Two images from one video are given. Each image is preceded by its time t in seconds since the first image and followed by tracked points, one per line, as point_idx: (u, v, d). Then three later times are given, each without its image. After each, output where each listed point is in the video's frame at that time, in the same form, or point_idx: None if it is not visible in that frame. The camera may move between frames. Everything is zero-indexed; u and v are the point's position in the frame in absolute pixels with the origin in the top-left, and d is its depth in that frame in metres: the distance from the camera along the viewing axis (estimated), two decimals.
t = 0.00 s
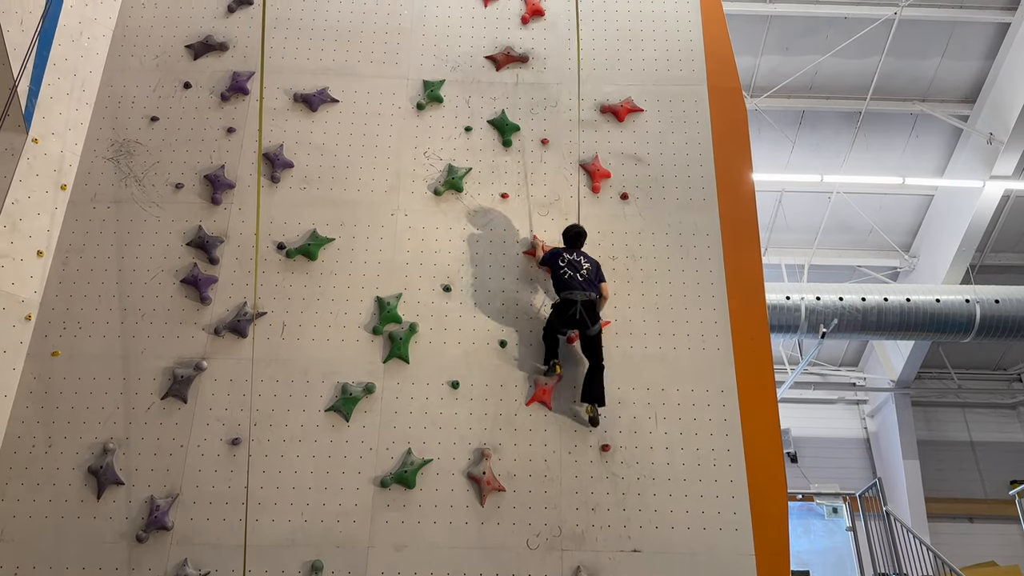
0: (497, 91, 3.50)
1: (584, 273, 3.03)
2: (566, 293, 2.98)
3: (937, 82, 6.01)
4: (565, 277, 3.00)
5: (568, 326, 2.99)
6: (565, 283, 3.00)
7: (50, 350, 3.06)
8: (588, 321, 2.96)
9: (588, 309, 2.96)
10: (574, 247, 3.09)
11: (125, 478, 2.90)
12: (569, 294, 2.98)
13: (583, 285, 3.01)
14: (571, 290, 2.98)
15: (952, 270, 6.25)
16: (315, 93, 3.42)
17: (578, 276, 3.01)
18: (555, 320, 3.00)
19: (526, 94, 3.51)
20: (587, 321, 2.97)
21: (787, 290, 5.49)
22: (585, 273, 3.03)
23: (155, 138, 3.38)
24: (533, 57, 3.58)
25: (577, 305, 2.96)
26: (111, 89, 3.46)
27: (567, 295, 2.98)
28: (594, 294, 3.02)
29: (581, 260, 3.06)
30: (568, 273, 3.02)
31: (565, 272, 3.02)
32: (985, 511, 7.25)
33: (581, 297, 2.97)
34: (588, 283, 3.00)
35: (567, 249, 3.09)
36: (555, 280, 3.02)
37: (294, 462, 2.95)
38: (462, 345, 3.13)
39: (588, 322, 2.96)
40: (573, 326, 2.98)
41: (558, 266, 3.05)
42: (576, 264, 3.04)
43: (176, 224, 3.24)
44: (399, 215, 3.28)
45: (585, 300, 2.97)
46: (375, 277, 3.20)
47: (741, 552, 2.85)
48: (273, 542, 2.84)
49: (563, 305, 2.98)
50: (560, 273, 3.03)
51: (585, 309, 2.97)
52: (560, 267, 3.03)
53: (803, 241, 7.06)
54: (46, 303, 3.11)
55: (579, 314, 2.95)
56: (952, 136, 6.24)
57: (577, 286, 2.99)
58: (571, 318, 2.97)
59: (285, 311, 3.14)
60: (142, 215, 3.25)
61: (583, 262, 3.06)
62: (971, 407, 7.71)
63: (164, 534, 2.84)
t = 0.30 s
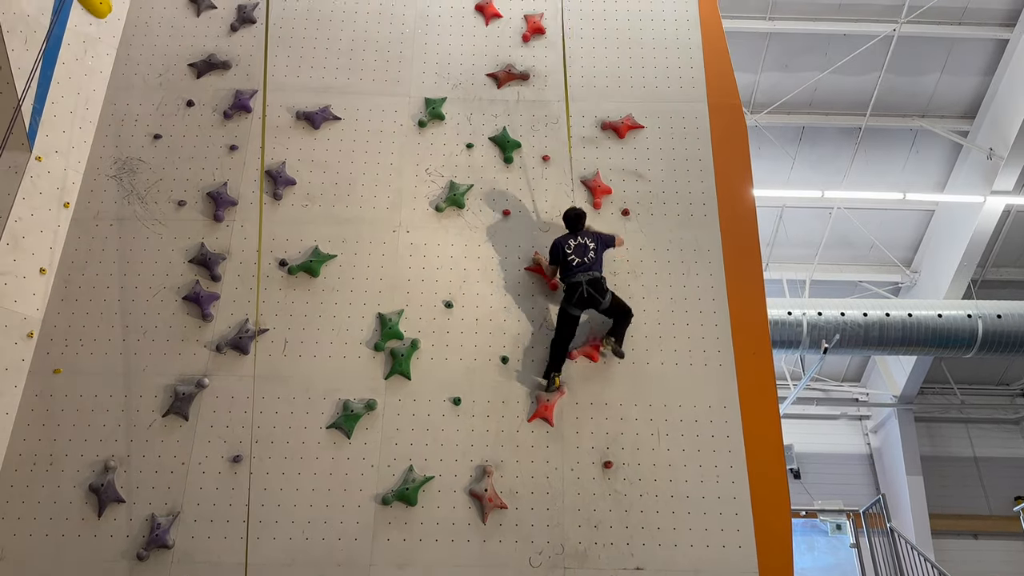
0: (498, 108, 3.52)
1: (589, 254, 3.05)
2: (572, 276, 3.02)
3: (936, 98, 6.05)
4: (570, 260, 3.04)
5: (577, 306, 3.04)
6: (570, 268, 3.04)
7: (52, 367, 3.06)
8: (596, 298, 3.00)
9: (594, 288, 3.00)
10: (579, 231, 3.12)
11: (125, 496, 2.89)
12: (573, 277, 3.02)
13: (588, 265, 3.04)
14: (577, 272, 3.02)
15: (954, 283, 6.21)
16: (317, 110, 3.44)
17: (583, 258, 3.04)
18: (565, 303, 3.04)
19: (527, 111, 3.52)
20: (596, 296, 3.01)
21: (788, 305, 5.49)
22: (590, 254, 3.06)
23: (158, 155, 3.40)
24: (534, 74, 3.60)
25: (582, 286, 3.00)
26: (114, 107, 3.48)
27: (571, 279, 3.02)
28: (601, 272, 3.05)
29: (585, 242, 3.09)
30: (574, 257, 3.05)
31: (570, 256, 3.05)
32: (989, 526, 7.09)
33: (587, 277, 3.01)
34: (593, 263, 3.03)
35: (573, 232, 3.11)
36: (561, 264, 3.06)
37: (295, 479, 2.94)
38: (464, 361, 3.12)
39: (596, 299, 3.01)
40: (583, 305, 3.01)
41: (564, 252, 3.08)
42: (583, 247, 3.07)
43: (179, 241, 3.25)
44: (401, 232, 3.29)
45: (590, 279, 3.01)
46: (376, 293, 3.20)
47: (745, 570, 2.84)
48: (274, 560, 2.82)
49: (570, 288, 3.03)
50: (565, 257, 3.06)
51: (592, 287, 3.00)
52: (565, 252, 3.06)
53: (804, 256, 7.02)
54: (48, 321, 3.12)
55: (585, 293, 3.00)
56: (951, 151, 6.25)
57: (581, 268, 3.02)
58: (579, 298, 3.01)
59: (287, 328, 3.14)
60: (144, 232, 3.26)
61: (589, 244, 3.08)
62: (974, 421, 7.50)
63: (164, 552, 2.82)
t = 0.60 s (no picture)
0: (500, 128, 3.54)
1: (590, 233, 3.09)
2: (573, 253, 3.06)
3: (936, 117, 6.08)
4: (572, 239, 3.07)
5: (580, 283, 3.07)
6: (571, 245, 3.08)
7: (54, 388, 3.06)
8: (596, 274, 3.03)
9: (595, 263, 3.03)
10: (580, 211, 3.14)
11: (126, 516, 2.88)
12: (574, 254, 3.05)
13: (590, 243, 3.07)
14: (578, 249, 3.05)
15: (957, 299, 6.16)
16: (320, 131, 3.46)
17: (583, 236, 3.07)
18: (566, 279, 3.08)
19: (528, 130, 3.54)
20: (597, 272, 3.04)
21: (791, 322, 5.47)
22: (591, 233, 3.09)
23: (161, 176, 3.42)
24: (535, 94, 3.62)
25: (584, 261, 3.03)
26: (118, 128, 3.50)
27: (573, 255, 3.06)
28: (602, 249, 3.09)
29: (586, 221, 3.12)
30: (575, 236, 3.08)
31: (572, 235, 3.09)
32: (995, 545, 6.91)
33: (588, 253, 3.04)
34: (594, 239, 3.07)
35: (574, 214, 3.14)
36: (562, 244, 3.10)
37: (297, 500, 2.93)
38: (466, 380, 3.12)
39: (597, 274, 3.03)
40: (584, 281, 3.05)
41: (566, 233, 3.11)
42: (584, 226, 3.10)
43: (181, 261, 3.26)
44: (402, 251, 3.30)
45: (592, 254, 3.04)
46: (378, 312, 3.20)
47: None
48: None
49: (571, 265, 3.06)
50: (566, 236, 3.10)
51: (593, 263, 3.04)
52: (565, 232, 3.09)
53: (805, 273, 6.98)
54: (51, 342, 3.12)
55: (586, 269, 3.03)
56: (951, 169, 6.26)
57: (582, 245, 3.06)
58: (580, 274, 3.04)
59: (289, 348, 3.15)
60: (147, 252, 3.27)
61: (590, 223, 3.12)
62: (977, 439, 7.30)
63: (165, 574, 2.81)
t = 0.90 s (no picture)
0: (501, 150, 3.56)
1: (602, 236, 3.13)
2: (585, 254, 3.08)
3: (935, 138, 6.12)
4: (584, 241, 3.11)
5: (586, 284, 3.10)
6: (584, 247, 3.11)
7: (55, 413, 3.05)
8: (605, 280, 3.07)
9: (606, 269, 3.06)
10: (593, 212, 3.17)
11: (127, 541, 2.86)
12: (587, 256, 3.07)
13: (602, 248, 3.11)
14: (590, 251, 3.08)
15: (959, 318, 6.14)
16: (322, 154, 3.48)
17: (596, 239, 3.11)
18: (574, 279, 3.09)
19: (529, 153, 3.56)
20: (605, 279, 3.07)
21: (793, 343, 5.46)
22: (603, 236, 3.13)
23: (165, 200, 3.43)
24: (536, 117, 3.64)
25: (596, 265, 3.05)
26: (122, 153, 3.53)
27: (585, 257, 3.07)
28: (611, 256, 3.12)
29: (599, 224, 3.15)
30: (587, 237, 3.12)
31: (584, 236, 3.13)
32: (1002, 567, 6.81)
33: (600, 257, 3.06)
34: (605, 244, 3.11)
35: (587, 213, 3.17)
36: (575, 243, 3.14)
37: (298, 524, 2.91)
38: (469, 402, 3.12)
39: (605, 280, 3.08)
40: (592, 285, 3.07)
41: (579, 234, 3.14)
42: (596, 229, 3.14)
43: (184, 284, 3.27)
44: (405, 273, 3.31)
45: (604, 259, 3.07)
46: (379, 335, 3.20)
47: None
48: None
49: (581, 266, 3.08)
50: (579, 237, 3.13)
51: (604, 268, 3.06)
52: (579, 232, 3.13)
53: (806, 294, 6.94)
54: (53, 365, 3.12)
55: (597, 273, 3.05)
56: (951, 190, 6.27)
57: (595, 248, 3.09)
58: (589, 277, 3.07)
59: (291, 370, 3.14)
60: (150, 276, 3.28)
61: (602, 226, 3.15)
62: (981, 459, 7.19)
63: None
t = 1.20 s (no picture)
0: (502, 173, 3.58)
1: (612, 249, 3.17)
2: (594, 267, 3.14)
3: (933, 159, 6.16)
4: (593, 254, 3.15)
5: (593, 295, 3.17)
6: (593, 259, 3.15)
7: (55, 436, 3.04)
8: (611, 293, 3.13)
9: (614, 283, 3.12)
10: (600, 223, 3.22)
11: (126, 566, 2.84)
12: (597, 269, 3.13)
13: (612, 261, 3.15)
14: (598, 264, 3.13)
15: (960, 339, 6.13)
16: (323, 177, 3.50)
17: (604, 252, 3.15)
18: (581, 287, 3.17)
19: (530, 175, 3.58)
20: (613, 291, 3.13)
21: (794, 364, 5.45)
22: (613, 249, 3.17)
23: (166, 223, 3.44)
24: (536, 140, 3.67)
25: (605, 279, 3.11)
26: (124, 176, 3.54)
27: (595, 269, 3.13)
28: (621, 269, 3.17)
29: (607, 236, 3.20)
30: (595, 250, 3.16)
31: (592, 249, 3.17)
32: None
33: (610, 271, 3.12)
34: (614, 257, 3.15)
35: (595, 226, 3.23)
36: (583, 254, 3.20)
37: (297, 548, 2.89)
38: (469, 424, 3.11)
39: (611, 294, 3.13)
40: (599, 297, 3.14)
41: (588, 245, 3.19)
42: (603, 241, 3.18)
43: (185, 307, 3.27)
44: (405, 294, 3.31)
45: (614, 274, 3.12)
46: (380, 357, 3.20)
47: None
48: None
49: (590, 278, 3.14)
50: (588, 249, 3.18)
51: (613, 282, 3.12)
52: (586, 244, 3.19)
53: (807, 315, 6.92)
54: (53, 388, 3.11)
55: (606, 287, 3.12)
56: (951, 211, 6.29)
57: (604, 261, 3.13)
58: (597, 288, 3.14)
59: (291, 393, 3.14)
60: (151, 298, 3.29)
61: (610, 238, 3.19)
62: (985, 481, 7.12)
63: None
